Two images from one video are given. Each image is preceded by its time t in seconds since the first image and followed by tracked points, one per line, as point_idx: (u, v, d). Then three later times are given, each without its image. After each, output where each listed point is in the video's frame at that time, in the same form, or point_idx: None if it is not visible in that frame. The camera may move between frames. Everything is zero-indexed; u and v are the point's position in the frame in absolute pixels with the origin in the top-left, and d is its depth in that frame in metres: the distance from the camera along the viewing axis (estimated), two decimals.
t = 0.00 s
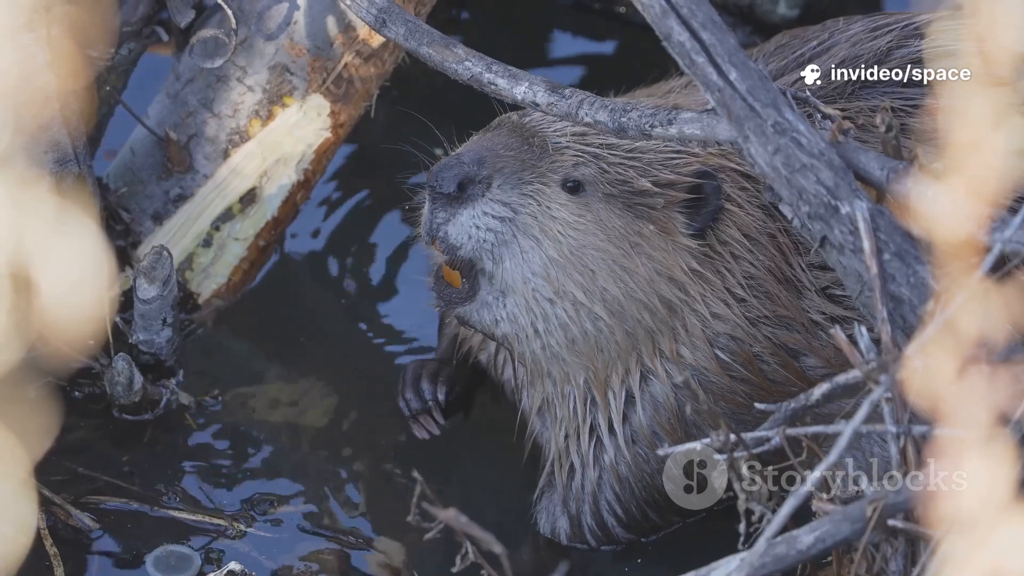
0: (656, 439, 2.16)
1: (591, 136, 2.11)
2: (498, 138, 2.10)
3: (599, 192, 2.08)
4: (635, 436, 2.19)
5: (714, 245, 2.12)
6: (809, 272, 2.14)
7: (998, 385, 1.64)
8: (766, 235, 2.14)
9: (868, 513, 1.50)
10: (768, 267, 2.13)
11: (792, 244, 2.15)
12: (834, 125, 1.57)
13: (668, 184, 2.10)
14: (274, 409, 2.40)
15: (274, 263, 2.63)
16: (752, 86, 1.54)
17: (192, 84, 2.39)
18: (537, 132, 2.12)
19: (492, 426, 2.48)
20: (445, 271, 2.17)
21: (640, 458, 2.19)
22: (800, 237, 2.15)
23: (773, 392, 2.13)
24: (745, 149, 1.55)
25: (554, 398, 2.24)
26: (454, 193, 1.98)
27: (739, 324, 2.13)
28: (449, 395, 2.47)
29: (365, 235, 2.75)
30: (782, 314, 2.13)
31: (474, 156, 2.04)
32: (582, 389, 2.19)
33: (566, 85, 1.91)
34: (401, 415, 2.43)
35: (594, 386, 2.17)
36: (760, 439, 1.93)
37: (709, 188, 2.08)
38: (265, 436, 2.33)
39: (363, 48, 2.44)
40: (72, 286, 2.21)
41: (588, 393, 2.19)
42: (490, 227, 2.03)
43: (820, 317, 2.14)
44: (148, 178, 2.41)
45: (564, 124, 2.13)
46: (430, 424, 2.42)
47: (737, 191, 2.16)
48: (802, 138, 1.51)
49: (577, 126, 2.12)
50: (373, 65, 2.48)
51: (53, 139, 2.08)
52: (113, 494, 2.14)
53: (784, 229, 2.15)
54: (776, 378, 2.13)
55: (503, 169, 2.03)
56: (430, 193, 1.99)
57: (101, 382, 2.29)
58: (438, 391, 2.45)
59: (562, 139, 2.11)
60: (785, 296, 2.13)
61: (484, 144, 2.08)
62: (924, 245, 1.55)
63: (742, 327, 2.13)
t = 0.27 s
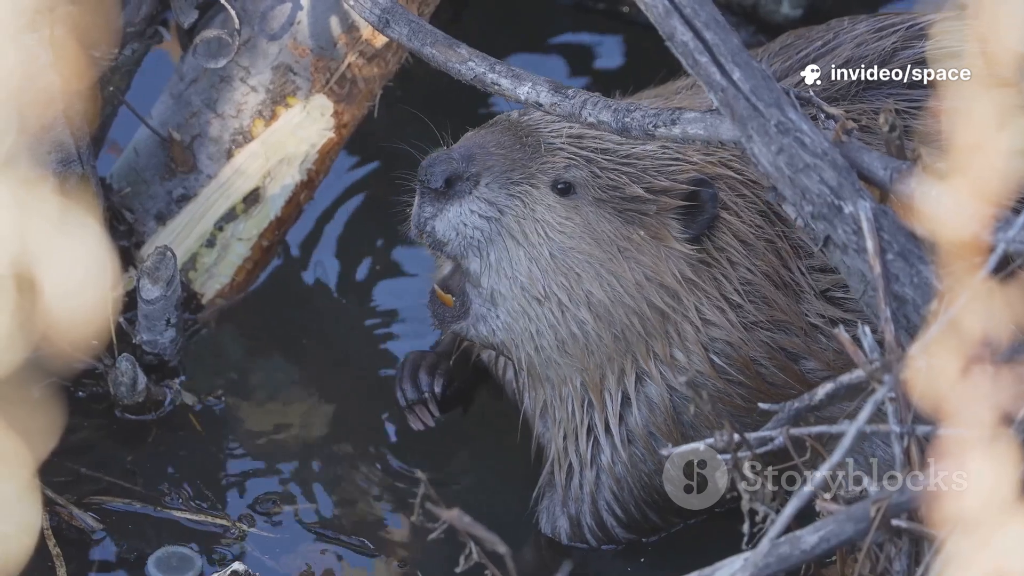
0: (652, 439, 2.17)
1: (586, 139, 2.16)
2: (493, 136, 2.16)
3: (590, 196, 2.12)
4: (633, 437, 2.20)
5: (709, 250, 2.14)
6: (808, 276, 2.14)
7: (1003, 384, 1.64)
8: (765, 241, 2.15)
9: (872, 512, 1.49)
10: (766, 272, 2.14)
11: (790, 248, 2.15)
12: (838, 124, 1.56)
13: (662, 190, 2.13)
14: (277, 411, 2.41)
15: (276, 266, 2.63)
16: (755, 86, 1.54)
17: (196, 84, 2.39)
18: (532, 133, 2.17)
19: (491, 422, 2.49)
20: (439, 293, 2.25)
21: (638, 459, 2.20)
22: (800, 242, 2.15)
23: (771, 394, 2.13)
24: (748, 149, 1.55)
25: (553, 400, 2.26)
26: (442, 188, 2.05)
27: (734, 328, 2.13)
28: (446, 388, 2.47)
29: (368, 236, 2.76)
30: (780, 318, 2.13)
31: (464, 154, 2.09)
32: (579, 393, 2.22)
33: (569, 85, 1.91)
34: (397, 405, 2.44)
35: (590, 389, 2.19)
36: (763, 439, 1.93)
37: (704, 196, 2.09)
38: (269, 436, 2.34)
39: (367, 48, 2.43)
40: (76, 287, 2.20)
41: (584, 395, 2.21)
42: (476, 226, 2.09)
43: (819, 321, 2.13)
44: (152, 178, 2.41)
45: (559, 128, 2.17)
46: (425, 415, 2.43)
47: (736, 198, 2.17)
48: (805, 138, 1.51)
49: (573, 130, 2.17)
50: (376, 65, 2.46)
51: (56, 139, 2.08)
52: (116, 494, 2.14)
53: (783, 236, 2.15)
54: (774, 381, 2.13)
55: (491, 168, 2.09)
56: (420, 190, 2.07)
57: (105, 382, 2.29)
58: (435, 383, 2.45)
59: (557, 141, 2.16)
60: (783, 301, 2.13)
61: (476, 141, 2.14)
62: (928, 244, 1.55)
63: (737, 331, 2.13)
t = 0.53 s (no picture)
0: (650, 441, 2.19)
1: (582, 144, 2.19)
2: (488, 140, 2.18)
3: (583, 201, 2.15)
4: (630, 438, 2.21)
5: (706, 257, 2.15)
6: (808, 280, 2.15)
7: (1005, 384, 1.64)
8: (764, 248, 2.16)
9: (875, 512, 1.50)
10: (764, 279, 2.15)
11: (791, 254, 2.16)
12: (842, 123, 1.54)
13: (659, 196, 2.15)
14: (280, 410, 2.41)
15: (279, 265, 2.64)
16: (759, 85, 1.54)
17: (199, 83, 2.39)
18: (527, 137, 2.20)
19: (491, 417, 2.51)
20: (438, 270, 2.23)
21: (637, 458, 2.21)
22: (800, 247, 2.16)
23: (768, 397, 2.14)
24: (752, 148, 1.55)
25: (550, 398, 2.29)
26: (433, 190, 2.08)
27: (731, 334, 2.15)
28: (444, 379, 2.49)
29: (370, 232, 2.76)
30: (779, 323, 2.14)
31: (455, 156, 2.12)
32: (576, 393, 2.24)
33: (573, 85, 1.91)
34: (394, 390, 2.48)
35: (586, 391, 2.22)
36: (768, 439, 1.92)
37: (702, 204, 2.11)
38: (271, 436, 2.34)
39: (370, 47, 2.42)
40: (79, 286, 2.20)
41: (581, 398, 2.24)
42: (465, 227, 2.11)
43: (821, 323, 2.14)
44: (155, 177, 2.41)
45: (555, 132, 2.20)
46: (419, 404, 2.46)
47: (736, 205, 2.18)
48: (809, 137, 1.51)
49: (570, 135, 2.19)
50: (380, 65, 2.45)
51: (60, 138, 2.07)
52: (119, 493, 2.14)
53: (783, 241, 2.16)
54: (773, 386, 2.13)
55: (481, 171, 2.12)
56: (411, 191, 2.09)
57: (108, 381, 2.29)
58: (432, 373, 2.47)
59: (553, 145, 2.19)
60: (782, 307, 2.14)
61: (469, 143, 2.17)
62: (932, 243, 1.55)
63: (734, 337, 2.15)
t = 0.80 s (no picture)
0: (649, 442, 2.20)
1: (581, 147, 2.21)
2: (488, 144, 2.23)
3: (579, 205, 2.17)
4: (628, 438, 2.23)
5: (704, 261, 2.15)
6: (810, 285, 2.13)
7: (1011, 384, 1.64)
8: (765, 253, 2.15)
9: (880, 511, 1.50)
10: (764, 285, 2.14)
11: (793, 258, 2.14)
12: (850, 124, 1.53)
13: (658, 200, 2.16)
14: (285, 410, 2.42)
15: (288, 262, 2.63)
16: (765, 85, 1.54)
17: (205, 83, 2.39)
18: (527, 141, 2.23)
19: (487, 406, 2.52)
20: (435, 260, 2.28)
21: (637, 459, 2.22)
22: (803, 251, 2.14)
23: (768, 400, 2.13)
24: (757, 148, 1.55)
25: (549, 397, 2.32)
26: (427, 194, 2.13)
27: (729, 338, 2.15)
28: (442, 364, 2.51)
29: (376, 223, 2.75)
30: (778, 328, 2.13)
31: (450, 161, 2.17)
32: (573, 392, 2.27)
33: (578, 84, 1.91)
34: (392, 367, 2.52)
35: (583, 392, 2.25)
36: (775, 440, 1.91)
37: (703, 208, 2.12)
38: (277, 437, 2.35)
39: (376, 47, 2.44)
40: (84, 286, 2.20)
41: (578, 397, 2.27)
42: (459, 232, 2.17)
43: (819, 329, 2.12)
44: (160, 178, 2.40)
45: (555, 136, 2.23)
46: (411, 384, 2.48)
47: (738, 209, 2.17)
48: (814, 137, 1.51)
49: (570, 138, 2.22)
50: (385, 64, 2.46)
51: (65, 138, 2.08)
52: (123, 492, 2.15)
53: (786, 247, 2.15)
54: (772, 389, 2.13)
55: (476, 176, 2.16)
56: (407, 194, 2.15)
57: (113, 381, 2.31)
58: (430, 356, 2.50)
59: (552, 148, 2.22)
60: (782, 311, 2.13)
61: (466, 147, 2.22)
62: (939, 244, 1.55)
63: (732, 341, 2.15)
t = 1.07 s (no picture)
0: (646, 443, 2.23)
1: (577, 154, 2.20)
2: (484, 153, 2.23)
3: (574, 212, 2.17)
4: (624, 438, 2.26)
5: (701, 268, 2.15)
6: (809, 290, 2.12)
7: (1016, 384, 1.63)
8: (764, 258, 2.13)
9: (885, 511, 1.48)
10: (761, 291, 2.13)
11: (793, 263, 2.13)
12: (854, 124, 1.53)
13: (655, 208, 2.14)
14: (289, 409, 2.43)
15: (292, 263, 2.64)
16: (769, 85, 1.54)
17: (209, 83, 2.39)
18: (522, 149, 2.22)
19: (482, 393, 2.55)
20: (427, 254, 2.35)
21: (632, 458, 2.26)
22: (803, 256, 2.13)
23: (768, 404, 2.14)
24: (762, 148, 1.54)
25: (548, 397, 2.36)
26: (422, 207, 2.15)
27: (726, 343, 2.15)
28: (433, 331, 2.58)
29: (375, 223, 2.76)
30: (776, 333, 2.13)
31: (444, 173, 2.19)
32: (569, 394, 2.30)
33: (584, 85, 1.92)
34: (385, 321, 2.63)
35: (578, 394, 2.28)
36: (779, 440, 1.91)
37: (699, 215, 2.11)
38: (283, 438, 2.35)
39: (380, 47, 2.43)
40: (88, 287, 2.20)
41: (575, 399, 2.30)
42: (454, 242, 2.20)
43: (818, 333, 2.12)
44: (165, 178, 2.42)
45: (551, 142, 2.22)
46: (396, 341, 2.59)
47: (737, 214, 2.15)
48: (819, 137, 1.51)
49: (566, 144, 2.21)
50: (389, 64, 2.46)
51: (70, 137, 2.07)
52: (129, 493, 2.15)
53: (786, 252, 2.14)
54: (769, 391, 2.14)
55: (469, 187, 2.18)
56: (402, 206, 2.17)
57: (118, 382, 2.31)
58: (422, 323, 2.57)
59: (547, 157, 2.21)
60: (780, 317, 2.12)
61: (461, 158, 2.23)
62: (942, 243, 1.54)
63: (729, 347, 2.15)
